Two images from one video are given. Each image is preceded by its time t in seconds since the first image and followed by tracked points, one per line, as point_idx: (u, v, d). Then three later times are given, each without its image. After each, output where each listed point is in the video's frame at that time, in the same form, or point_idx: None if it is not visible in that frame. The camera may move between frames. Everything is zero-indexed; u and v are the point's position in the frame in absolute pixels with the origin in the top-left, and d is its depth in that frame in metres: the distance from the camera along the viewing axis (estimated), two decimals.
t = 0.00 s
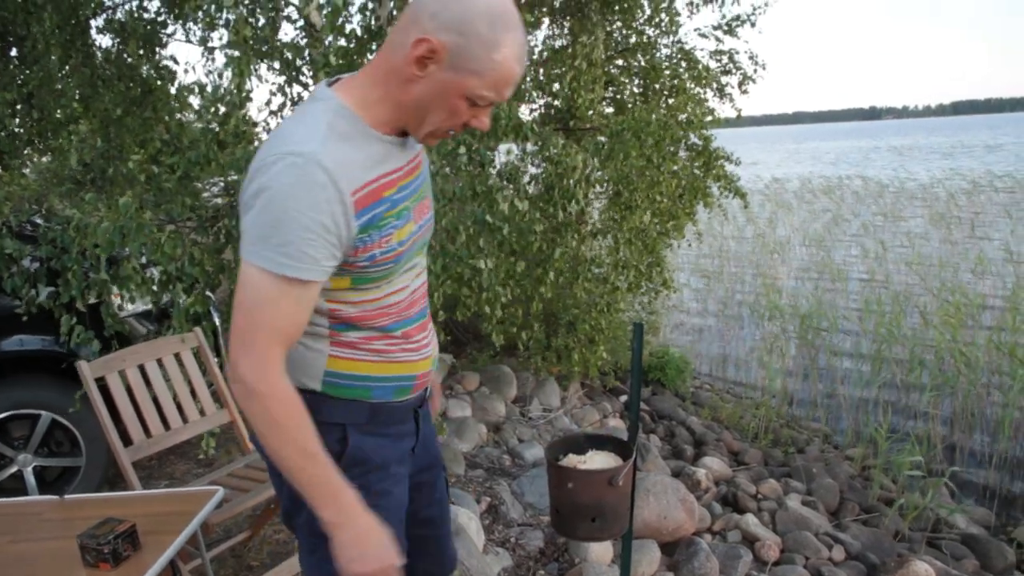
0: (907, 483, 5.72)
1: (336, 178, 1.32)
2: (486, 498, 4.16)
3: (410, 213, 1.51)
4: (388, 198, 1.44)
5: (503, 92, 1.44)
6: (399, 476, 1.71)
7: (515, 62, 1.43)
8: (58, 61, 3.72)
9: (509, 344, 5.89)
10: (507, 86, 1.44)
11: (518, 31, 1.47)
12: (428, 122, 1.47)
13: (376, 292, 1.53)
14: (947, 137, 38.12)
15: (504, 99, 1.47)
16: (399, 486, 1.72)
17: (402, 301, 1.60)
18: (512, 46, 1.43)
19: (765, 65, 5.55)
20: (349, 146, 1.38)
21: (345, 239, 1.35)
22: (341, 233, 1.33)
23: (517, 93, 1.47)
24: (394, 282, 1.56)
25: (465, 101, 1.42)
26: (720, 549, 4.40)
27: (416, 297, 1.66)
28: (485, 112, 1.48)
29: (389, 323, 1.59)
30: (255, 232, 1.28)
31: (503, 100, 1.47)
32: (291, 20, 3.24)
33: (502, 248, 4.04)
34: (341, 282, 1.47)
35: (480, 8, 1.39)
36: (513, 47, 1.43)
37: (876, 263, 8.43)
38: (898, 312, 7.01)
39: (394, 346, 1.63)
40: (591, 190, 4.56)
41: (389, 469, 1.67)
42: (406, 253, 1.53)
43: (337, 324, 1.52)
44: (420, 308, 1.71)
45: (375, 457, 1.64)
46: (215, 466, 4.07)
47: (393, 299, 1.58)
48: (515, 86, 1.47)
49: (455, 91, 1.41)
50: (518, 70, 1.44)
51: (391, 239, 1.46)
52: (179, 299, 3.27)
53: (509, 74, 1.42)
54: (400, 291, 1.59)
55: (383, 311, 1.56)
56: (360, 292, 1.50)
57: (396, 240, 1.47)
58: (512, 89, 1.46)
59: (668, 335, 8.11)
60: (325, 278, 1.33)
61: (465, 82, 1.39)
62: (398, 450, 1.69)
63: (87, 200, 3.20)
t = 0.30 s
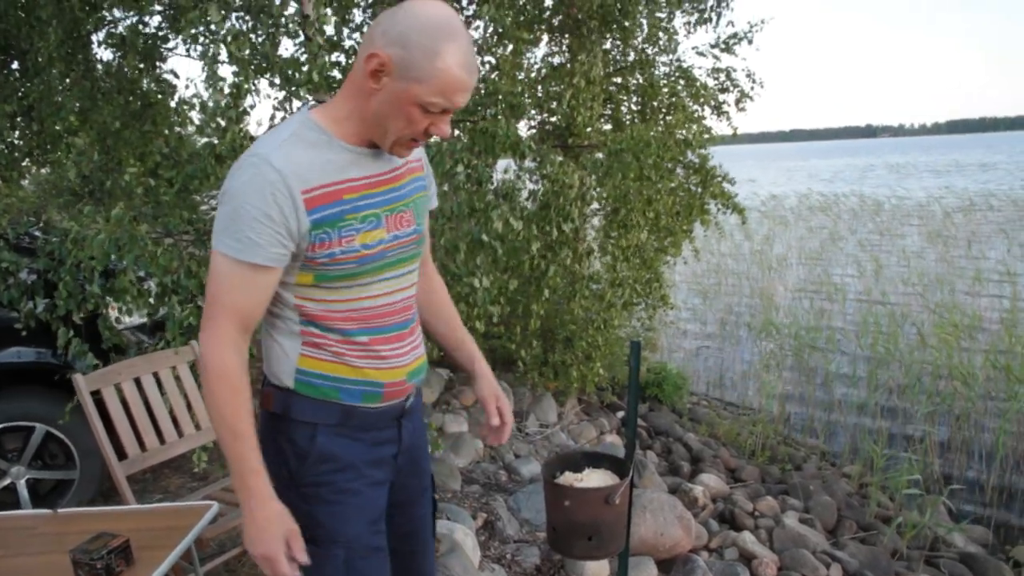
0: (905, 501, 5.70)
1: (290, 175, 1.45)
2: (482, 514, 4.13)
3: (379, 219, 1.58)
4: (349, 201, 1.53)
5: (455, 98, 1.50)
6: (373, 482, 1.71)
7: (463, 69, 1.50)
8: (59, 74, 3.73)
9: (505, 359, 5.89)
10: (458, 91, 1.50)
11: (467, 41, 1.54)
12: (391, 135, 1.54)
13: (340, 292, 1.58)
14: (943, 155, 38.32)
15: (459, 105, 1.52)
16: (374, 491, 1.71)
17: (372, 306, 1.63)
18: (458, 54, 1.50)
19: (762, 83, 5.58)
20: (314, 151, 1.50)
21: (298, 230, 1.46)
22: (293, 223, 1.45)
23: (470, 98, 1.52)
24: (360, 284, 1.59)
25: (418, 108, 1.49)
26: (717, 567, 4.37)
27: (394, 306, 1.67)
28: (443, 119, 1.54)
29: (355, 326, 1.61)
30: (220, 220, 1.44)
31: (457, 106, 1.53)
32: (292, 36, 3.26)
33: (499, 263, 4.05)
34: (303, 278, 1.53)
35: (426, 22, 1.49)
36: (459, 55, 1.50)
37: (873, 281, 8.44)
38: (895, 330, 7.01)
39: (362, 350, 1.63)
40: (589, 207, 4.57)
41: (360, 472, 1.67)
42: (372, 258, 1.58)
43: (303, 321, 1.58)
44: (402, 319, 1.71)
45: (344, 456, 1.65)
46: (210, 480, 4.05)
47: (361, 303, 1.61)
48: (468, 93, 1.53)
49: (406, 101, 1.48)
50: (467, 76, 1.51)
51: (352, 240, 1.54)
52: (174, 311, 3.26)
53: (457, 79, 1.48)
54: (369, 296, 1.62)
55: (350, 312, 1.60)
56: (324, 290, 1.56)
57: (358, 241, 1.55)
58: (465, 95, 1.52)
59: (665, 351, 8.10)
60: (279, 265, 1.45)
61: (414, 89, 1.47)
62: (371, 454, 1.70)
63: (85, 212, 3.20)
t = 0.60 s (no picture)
0: (911, 517, 5.67)
1: (291, 169, 1.64)
2: (486, 528, 4.12)
3: (372, 224, 1.72)
4: (345, 202, 1.69)
5: (457, 122, 1.69)
6: (338, 471, 1.80)
7: (466, 97, 1.69)
8: (66, 84, 3.73)
9: (509, 372, 5.88)
10: (459, 117, 1.69)
11: (471, 76, 1.74)
12: (397, 152, 1.72)
13: (325, 284, 1.72)
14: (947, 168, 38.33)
15: (459, 130, 1.72)
16: (341, 481, 1.81)
17: (355, 303, 1.75)
18: (462, 86, 1.70)
19: (767, 95, 5.59)
20: (320, 153, 1.68)
21: (294, 218, 1.64)
22: (289, 211, 1.64)
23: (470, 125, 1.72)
24: (344, 279, 1.72)
25: (422, 128, 1.68)
26: None
27: (378, 308, 1.78)
28: (445, 142, 1.73)
29: (334, 318, 1.74)
30: (232, 204, 1.65)
31: (458, 131, 1.72)
32: (299, 48, 3.25)
33: (504, 276, 4.05)
34: (293, 265, 1.69)
35: (435, 53, 1.68)
36: (464, 86, 1.70)
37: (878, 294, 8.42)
38: (901, 344, 6.99)
39: (338, 343, 1.75)
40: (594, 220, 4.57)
41: (325, 459, 1.77)
42: (359, 257, 1.71)
43: (288, 306, 1.72)
44: (385, 323, 1.81)
45: (310, 442, 1.76)
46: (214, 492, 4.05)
47: (342, 297, 1.73)
48: (468, 119, 1.73)
49: (412, 121, 1.68)
50: (469, 104, 1.70)
51: (342, 236, 1.68)
52: (180, 322, 3.28)
53: (460, 106, 1.68)
54: (353, 292, 1.74)
55: (332, 304, 1.73)
56: (310, 279, 1.71)
57: (347, 239, 1.69)
58: (466, 121, 1.72)
59: (669, 365, 8.08)
60: (272, 247, 1.63)
61: (419, 111, 1.66)
62: (338, 445, 1.80)
63: (93, 223, 3.22)
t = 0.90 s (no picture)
0: (929, 520, 5.63)
1: (296, 165, 1.78)
2: (501, 530, 4.14)
3: (374, 222, 1.85)
4: (348, 199, 1.82)
5: (434, 113, 1.78)
6: (328, 469, 1.94)
7: (444, 89, 1.79)
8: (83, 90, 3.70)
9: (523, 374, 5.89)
10: (437, 107, 1.78)
11: (457, 74, 1.84)
12: (386, 147, 1.83)
13: (326, 278, 1.85)
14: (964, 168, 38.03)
15: (439, 122, 1.80)
16: (331, 478, 1.95)
17: (355, 299, 1.87)
18: (442, 78, 1.80)
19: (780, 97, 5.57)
20: (326, 152, 1.82)
21: (296, 212, 1.77)
22: (293, 204, 1.77)
23: (450, 118, 1.80)
24: (344, 274, 1.85)
25: (402, 119, 1.79)
26: None
27: (378, 305, 1.90)
28: (428, 135, 1.81)
29: (333, 313, 1.86)
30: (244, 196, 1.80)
31: (438, 123, 1.81)
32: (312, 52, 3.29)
33: (518, 279, 4.06)
34: (297, 258, 1.82)
35: (419, 50, 1.81)
36: (444, 79, 1.80)
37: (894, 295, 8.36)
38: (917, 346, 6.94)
39: (337, 337, 1.88)
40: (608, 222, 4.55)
41: (315, 457, 1.91)
42: (359, 253, 1.83)
43: (293, 300, 1.87)
44: (385, 322, 1.93)
45: (299, 439, 1.90)
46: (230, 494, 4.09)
47: (342, 292, 1.86)
48: (450, 113, 1.81)
49: (394, 113, 1.80)
50: (448, 97, 1.80)
51: (343, 231, 1.81)
52: (197, 326, 3.33)
53: (435, 96, 1.78)
54: (353, 288, 1.87)
55: (333, 299, 1.86)
56: (313, 273, 1.84)
57: (348, 234, 1.82)
58: (446, 114, 1.80)
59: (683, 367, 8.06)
60: (275, 238, 1.77)
61: (399, 101, 1.78)
62: (330, 444, 1.93)
63: (111, 228, 3.28)
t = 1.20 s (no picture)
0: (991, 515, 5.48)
1: (306, 177, 1.81)
2: (550, 525, 4.15)
3: (389, 225, 1.85)
4: (361, 205, 1.83)
5: (373, 96, 1.77)
6: (368, 470, 1.99)
7: (382, 71, 1.77)
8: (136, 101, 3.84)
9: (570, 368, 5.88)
10: (376, 90, 1.77)
11: (411, 57, 1.80)
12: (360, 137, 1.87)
13: (349, 284, 1.89)
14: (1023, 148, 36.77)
15: (381, 105, 1.78)
16: (371, 477, 2.00)
17: (380, 304, 1.90)
18: (385, 61, 1.79)
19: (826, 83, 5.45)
20: (333, 158, 1.84)
21: (311, 222, 1.82)
22: (307, 215, 1.82)
23: (388, 99, 1.76)
24: (366, 279, 1.88)
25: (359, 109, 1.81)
26: None
27: (405, 309, 1.92)
28: (378, 120, 1.79)
29: (362, 319, 1.91)
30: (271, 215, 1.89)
31: (382, 108, 1.78)
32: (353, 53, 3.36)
33: (561, 273, 4.05)
34: (321, 267, 1.88)
35: (378, 38, 1.83)
36: (386, 62, 1.78)
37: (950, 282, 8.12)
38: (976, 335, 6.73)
39: (366, 341, 1.93)
40: (651, 214, 4.50)
41: (354, 457, 1.98)
42: (377, 257, 1.85)
43: (324, 307, 1.94)
44: (415, 324, 1.95)
45: (337, 440, 1.97)
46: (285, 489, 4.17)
47: (366, 298, 1.90)
48: (393, 96, 1.77)
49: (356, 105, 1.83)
50: (386, 79, 1.76)
51: (357, 237, 1.83)
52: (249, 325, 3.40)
53: (373, 79, 1.77)
54: (377, 293, 1.90)
55: (358, 304, 1.90)
56: (338, 280, 1.89)
57: (363, 240, 1.83)
58: (386, 97, 1.77)
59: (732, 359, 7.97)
60: (295, 248, 1.83)
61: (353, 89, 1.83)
62: (367, 445, 1.98)
63: (164, 233, 3.38)
